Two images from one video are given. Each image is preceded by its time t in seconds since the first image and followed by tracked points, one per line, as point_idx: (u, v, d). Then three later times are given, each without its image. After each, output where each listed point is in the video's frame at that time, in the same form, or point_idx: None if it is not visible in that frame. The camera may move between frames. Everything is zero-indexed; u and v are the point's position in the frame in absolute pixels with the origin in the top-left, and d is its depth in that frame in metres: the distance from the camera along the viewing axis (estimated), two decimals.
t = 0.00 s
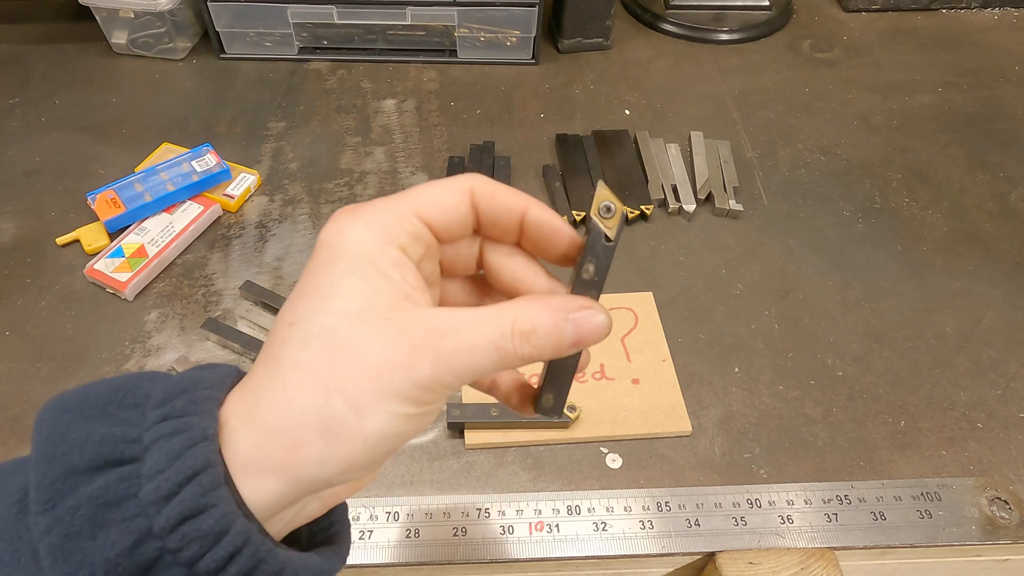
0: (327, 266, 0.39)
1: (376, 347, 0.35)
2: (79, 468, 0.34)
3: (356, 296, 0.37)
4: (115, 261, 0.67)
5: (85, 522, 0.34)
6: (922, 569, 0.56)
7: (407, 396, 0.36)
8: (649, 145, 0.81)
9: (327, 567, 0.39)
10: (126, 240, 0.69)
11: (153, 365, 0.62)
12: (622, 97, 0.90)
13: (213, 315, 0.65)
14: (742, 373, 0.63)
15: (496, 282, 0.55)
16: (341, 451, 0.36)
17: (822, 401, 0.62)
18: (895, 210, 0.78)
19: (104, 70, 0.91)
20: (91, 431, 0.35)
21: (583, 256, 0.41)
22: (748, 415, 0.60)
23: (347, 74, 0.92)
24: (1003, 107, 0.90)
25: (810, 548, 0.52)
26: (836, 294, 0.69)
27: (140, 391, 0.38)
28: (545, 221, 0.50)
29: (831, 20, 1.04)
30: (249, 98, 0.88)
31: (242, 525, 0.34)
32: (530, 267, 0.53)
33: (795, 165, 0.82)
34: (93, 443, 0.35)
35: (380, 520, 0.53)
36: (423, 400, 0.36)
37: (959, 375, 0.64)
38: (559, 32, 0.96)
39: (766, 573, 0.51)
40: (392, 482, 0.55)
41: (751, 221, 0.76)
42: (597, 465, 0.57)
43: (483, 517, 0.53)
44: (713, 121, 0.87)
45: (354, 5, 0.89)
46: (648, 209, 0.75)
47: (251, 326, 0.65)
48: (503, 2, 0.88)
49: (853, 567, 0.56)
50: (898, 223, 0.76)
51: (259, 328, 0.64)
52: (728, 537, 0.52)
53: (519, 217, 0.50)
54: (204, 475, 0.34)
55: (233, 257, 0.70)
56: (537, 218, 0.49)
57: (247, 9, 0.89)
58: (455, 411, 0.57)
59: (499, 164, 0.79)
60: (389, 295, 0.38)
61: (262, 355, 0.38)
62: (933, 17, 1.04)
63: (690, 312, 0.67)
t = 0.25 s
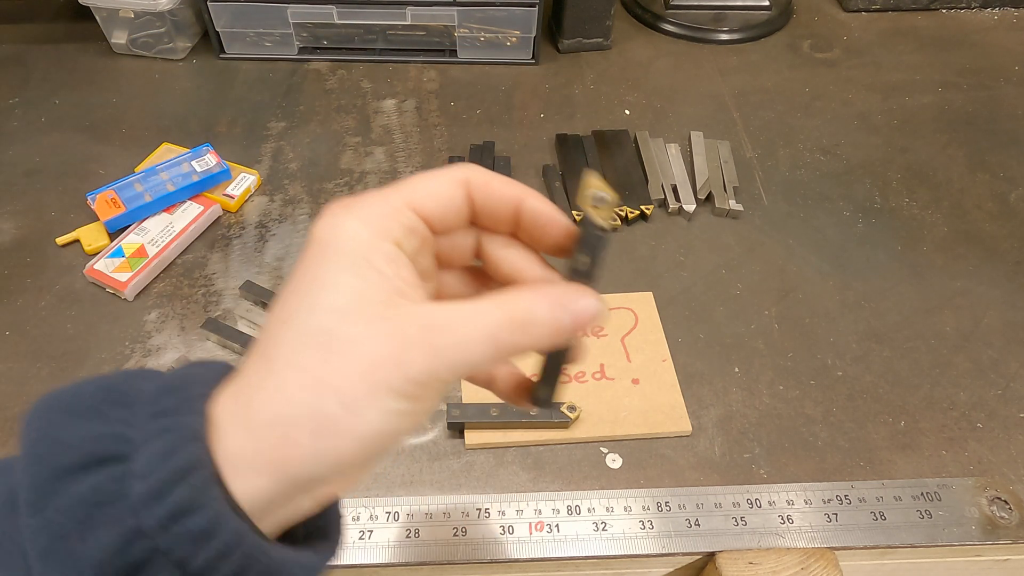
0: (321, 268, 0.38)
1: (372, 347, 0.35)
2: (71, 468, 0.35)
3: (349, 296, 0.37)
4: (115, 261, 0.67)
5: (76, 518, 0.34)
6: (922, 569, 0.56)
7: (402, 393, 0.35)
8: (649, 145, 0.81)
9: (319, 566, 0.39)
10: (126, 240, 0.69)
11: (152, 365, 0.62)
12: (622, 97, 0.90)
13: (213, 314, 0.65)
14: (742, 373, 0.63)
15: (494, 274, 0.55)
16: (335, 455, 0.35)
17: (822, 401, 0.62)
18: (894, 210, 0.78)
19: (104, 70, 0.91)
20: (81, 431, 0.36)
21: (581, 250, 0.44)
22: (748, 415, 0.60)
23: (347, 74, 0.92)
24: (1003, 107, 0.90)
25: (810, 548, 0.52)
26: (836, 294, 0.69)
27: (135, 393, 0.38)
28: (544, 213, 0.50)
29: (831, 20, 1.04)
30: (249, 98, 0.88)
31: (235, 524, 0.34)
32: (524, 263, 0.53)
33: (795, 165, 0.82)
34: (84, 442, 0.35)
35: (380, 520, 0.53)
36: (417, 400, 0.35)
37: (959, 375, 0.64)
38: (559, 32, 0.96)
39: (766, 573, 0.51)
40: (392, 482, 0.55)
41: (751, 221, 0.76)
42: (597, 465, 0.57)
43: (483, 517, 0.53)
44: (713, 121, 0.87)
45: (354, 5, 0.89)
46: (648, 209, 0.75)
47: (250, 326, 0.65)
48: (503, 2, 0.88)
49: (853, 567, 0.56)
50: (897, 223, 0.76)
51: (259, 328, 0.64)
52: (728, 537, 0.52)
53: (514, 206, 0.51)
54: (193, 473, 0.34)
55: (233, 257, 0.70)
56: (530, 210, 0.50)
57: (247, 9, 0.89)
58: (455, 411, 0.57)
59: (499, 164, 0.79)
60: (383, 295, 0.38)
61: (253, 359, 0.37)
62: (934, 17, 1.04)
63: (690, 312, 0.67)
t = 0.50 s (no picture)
0: (300, 321, 0.49)
1: (350, 376, 0.47)
2: (28, 448, 0.38)
3: (330, 338, 0.48)
4: (115, 261, 0.67)
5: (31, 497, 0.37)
6: (922, 569, 0.56)
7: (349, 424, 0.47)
8: (649, 145, 0.81)
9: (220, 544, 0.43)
10: (126, 240, 0.69)
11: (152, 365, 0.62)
12: (622, 97, 0.90)
13: (214, 314, 0.65)
14: (742, 373, 0.63)
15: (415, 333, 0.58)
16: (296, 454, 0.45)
17: (822, 401, 0.62)
18: (894, 209, 0.78)
19: (104, 70, 0.91)
20: (40, 417, 0.39)
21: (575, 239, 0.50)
22: (748, 415, 0.60)
23: (347, 74, 0.92)
24: (1003, 107, 0.90)
25: (810, 548, 0.52)
26: (836, 294, 0.69)
27: (79, 382, 0.41)
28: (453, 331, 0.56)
29: (831, 20, 1.04)
30: (249, 98, 0.88)
31: (176, 495, 0.40)
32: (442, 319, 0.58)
33: (795, 165, 0.82)
34: (39, 430, 0.39)
35: (380, 520, 0.53)
36: (382, 446, 0.50)
37: (959, 375, 0.64)
38: (559, 32, 0.96)
39: (766, 573, 0.51)
40: (392, 482, 0.55)
41: (751, 221, 0.76)
42: (597, 465, 0.57)
43: (483, 517, 0.53)
44: (713, 121, 0.87)
45: (354, 5, 0.89)
46: (648, 209, 0.75)
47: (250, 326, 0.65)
48: (503, 2, 0.88)
49: (853, 567, 0.56)
50: (897, 223, 0.76)
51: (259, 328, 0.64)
52: (728, 537, 0.52)
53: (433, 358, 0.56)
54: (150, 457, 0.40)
55: (233, 257, 0.70)
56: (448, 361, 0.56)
57: (247, 9, 0.89)
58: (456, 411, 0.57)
59: (499, 165, 0.79)
60: (354, 339, 0.49)
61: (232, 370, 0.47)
62: (934, 17, 1.04)
63: (690, 312, 0.67)
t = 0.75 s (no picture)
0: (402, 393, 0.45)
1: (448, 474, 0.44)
2: (165, 524, 0.39)
3: (425, 444, 0.42)
4: (115, 261, 0.67)
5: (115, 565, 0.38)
6: (922, 568, 0.56)
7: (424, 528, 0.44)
8: (649, 145, 0.81)
9: None
10: (126, 240, 0.69)
11: (152, 365, 0.62)
12: (622, 97, 0.90)
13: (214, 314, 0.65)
14: (742, 373, 0.63)
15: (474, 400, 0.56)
16: (382, 543, 0.43)
17: (822, 401, 0.62)
18: (894, 210, 0.78)
19: (104, 70, 0.91)
20: (170, 491, 0.39)
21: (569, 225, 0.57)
22: (748, 415, 0.60)
23: (347, 74, 0.92)
24: (1003, 107, 0.90)
25: (810, 548, 0.52)
26: (835, 294, 0.69)
27: (188, 444, 0.42)
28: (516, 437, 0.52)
29: (831, 20, 1.04)
30: (249, 99, 0.88)
31: None
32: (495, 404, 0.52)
33: (795, 165, 0.82)
34: (181, 501, 0.39)
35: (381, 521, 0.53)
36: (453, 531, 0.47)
37: (959, 375, 0.64)
38: (559, 32, 0.96)
39: (766, 573, 0.51)
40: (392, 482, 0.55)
41: (751, 221, 0.76)
42: (597, 465, 0.57)
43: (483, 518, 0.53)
44: (713, 121, 0.87)
45: (354, 5, 0.88)
46: (648, 209, 0.75)
47: (250, 326, 0.65)
48: (503, 2, 0.88)
49: (853, 567, 0.56)
50: (897, 223, 0.76)
51: (259, 327, 0.64)
52: (728, 537, 0.52)
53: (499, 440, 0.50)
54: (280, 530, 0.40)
55: (233, 257, 0.70)
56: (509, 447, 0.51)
57: (247, 9, 0.89)
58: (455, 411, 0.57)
59: (499, 165, 0.79)
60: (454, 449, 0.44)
61: (321, 437, 0.44)
62: (934, 17, 1.04)
63: (690, 312, 0.67)
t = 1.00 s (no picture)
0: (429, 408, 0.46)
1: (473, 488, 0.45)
2: (207, 533, 0.39)
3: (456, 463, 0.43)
4: (115, 261, 0.67)
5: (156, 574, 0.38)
6: (922, 569, 0.56)
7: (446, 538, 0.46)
8: (649, 145, 0.81)
9: None
10: (126, 240, 0.69)
11: (152, 365, 0.62)
12: (622, 97, 0.90)
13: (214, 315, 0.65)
14: (742, 373, 0.63)
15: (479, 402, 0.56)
16: (406, 553, 0.44)
17: (822, 401, 0.62)
18: (895, 210, 0.78)
19: (103, 70, 0.91)
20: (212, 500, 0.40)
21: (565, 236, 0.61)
22: (748, 415, 0.60)
23: (347, 74, 0.92)
24: (1003, 107, 0.90)
25: (810, 548, 0.52)
26: (836, 294, 0.69)
27: (224, 456, 0.42)
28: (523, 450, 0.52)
29: (831, 20, 1.04)
30: (249, 99, 0.88)
31: None
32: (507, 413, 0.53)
33: (795, 165, 0.82)
34: (221, 510, 0.40)
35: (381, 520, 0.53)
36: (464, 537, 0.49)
37: (959, 375, 0.64)
38: (559, 32, 0.96)
39: (766, 573, 0.51)
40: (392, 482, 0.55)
41: (751, 221, 0.76)
42: (597, 465, 0.57)
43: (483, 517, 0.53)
44: (713, 121, 0.87)
45: (354, 5, 0.89)
46: (648, 209, 0.75)
47: (251, 326, 0.65)
48: (503, 2, 0.88)
49: (853, 567, 0.56)
50: (898, 223, 0.76)
51: (259, 327, 0.64)
52: (728, 537, 0.52)
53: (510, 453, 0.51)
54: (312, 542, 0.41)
55: (233, 257, 0.70)
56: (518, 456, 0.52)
57: (247, 9, 0.89)
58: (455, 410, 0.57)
59: (498, 165, 0.79)
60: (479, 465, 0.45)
61: (351, 454, 0.44)
62: (934, 17, 1.04)
63: (690, 312, 0.67)
